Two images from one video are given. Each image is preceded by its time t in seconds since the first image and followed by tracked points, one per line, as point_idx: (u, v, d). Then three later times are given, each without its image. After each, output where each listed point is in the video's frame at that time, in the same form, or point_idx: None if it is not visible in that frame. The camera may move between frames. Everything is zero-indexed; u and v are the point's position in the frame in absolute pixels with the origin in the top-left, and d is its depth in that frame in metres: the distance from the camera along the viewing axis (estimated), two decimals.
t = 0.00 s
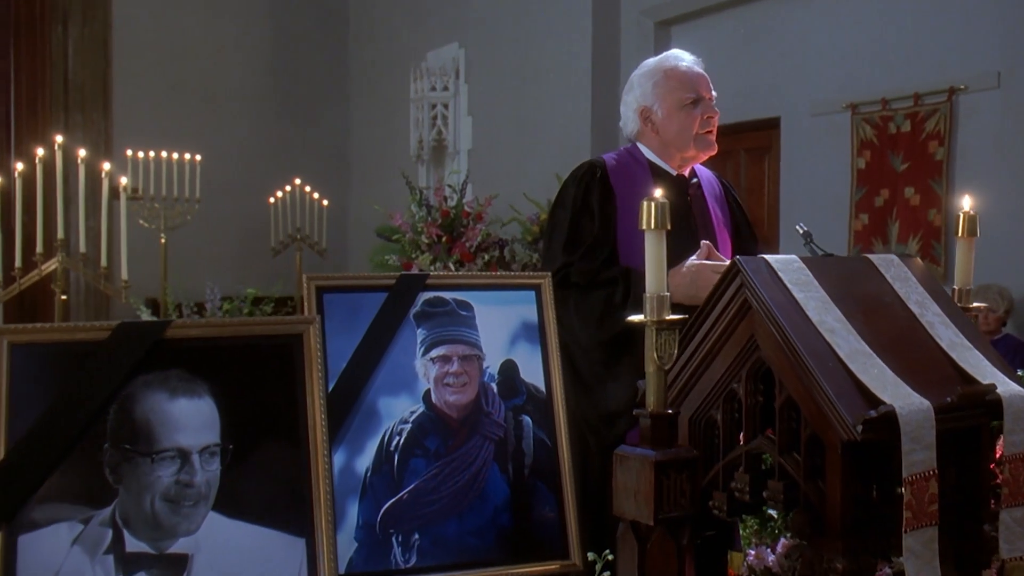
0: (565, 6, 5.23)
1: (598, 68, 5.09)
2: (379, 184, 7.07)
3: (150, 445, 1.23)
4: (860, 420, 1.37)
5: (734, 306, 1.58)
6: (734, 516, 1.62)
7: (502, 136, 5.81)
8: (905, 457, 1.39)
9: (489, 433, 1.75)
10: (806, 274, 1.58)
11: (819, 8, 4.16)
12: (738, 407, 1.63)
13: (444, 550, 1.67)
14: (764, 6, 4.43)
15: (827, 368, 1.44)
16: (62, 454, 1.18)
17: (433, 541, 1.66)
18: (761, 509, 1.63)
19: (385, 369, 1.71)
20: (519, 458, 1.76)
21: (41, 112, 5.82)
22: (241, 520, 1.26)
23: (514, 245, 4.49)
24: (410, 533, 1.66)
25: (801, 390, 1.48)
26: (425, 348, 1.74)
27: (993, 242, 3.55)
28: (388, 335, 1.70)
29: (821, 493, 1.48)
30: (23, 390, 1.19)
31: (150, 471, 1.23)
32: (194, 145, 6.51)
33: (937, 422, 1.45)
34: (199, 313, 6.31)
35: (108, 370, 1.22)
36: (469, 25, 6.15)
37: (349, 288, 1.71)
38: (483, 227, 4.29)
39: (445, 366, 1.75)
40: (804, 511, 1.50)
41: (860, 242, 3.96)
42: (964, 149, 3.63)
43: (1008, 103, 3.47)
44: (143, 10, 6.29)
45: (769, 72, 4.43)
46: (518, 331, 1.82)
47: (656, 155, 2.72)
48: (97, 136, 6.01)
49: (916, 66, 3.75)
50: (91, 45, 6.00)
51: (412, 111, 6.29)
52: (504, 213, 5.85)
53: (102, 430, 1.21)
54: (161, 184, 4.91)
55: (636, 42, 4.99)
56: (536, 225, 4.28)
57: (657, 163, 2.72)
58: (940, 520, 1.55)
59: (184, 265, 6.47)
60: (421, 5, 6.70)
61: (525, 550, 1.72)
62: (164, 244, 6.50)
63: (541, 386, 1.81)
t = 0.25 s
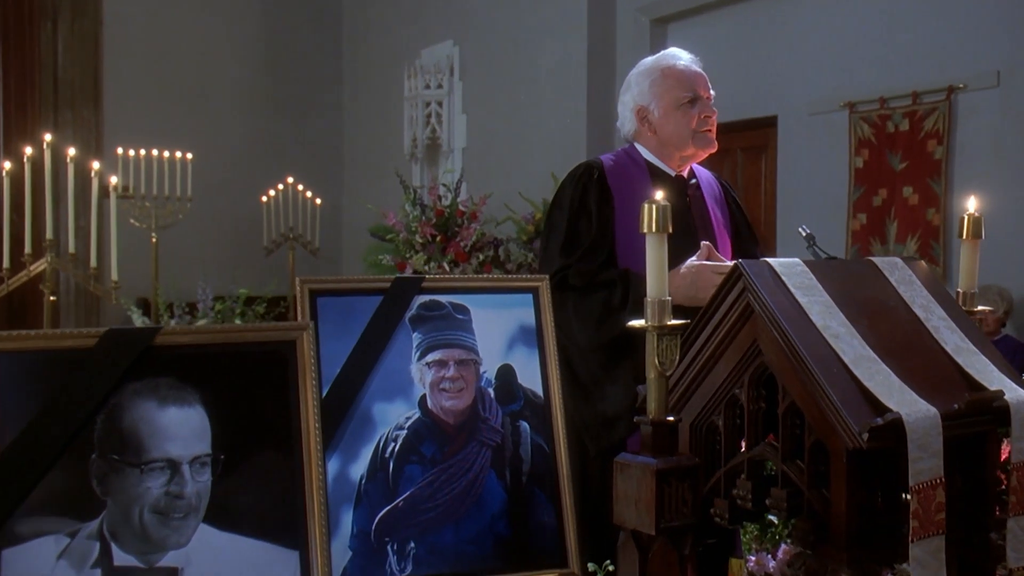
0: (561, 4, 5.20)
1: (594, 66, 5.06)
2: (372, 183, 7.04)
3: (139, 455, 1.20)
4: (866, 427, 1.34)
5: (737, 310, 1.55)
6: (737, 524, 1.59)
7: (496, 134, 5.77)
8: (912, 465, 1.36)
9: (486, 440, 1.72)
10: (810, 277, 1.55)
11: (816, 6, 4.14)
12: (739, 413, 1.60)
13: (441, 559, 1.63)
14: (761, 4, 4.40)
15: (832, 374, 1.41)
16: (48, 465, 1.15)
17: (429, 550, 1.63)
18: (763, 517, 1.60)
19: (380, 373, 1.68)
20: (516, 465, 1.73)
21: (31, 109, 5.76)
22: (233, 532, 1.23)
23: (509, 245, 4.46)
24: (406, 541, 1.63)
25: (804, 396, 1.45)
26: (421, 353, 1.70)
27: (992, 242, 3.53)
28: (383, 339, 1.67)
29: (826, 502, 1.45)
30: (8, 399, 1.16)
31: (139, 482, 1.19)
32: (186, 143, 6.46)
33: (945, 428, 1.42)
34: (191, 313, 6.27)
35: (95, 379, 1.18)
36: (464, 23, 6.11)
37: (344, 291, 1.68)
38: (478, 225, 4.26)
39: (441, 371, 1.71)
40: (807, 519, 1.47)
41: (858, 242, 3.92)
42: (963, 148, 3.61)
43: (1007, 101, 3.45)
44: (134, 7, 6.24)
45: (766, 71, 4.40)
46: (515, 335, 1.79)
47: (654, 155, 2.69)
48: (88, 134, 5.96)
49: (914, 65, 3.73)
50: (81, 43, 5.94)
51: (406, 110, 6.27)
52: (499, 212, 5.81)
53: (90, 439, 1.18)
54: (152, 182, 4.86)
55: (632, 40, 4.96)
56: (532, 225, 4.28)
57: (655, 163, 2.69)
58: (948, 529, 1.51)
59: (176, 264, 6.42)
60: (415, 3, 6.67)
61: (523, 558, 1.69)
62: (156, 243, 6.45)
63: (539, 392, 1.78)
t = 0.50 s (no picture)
0: (557, 3, 5.17)
1: (591, 65, 5.03)
2: (368, 184, 7.01)
3: (129, 469, 1.16)
4: (875, 437, 1.31)
5: (741, 317, 1.52)
6: (740, 534, 1.56)
7: (493, 133, 5.74)
8: (921, 476, 1.33)
9: (484, 448, 1.69)
10: (815, 283, 1.53)
11: (815, 5, 4.11)
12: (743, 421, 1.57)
13: (439, 570, 1.60)
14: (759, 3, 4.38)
15: (840, 382, 1.38)
16: (34, 479, 1.10)
17: (427, 562, 1.60)
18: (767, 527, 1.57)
19: (377, 380, 1.64)
20: (515, 473, 1.70)
21: (22, 109, 5.71)
22: (226, 547, 1.21)
23: (505, 246, 4.44)
24: (403, 552, 1.59)
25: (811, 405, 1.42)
26: (418, 360, 1.67)
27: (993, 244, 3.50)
28: (379, 346, 1.63)
29: (832, 512, 1.42)
30: None
31: (129, 496, 1.16)
32: (179, 143, 6.42)
33: (954, 438, 1.39)
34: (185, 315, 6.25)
35: (84, 390, 1.14)
36: (460, 21, 6.07)
37: (339, 297, 1.63)
38: (474, 227, 4.26)
39: (439, 378, 1.68)
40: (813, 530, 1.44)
41: (857, 243, 3.89)
42: (963, 149, 3.58)
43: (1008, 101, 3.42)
44: (127, 6, 6.19)
45: (764, 70, 4.38)
46: (514, 341, 1.76)
47: (654, 156, 2.67)
48: (79, 134, 5.92)
49: (914, 65, 3.70)
50: (71, 43, 5.89)
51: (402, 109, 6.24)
52: (495, 213, 5.78)
53: (78, 453, 1.14)
54: (144, 183, 4.81)
55: (629, 39, 4.93)
56: (527, 226, 4.28)
57: (655, 165, 2.68)
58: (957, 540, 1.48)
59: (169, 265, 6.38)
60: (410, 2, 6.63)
61: (522, 568, 1.67)
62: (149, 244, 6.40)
63: (538, 398, 1.75)
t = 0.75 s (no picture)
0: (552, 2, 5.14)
1: (586, 65, 5.00)
2: (361, 184, 6.98)
3: (116, 483, 1.12)
4: (882, 448, 1.28)
5: (744, 323, 1.48)
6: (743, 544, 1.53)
7: (486, 134, 5.71)
8: (930, 487, 1.30)
9: (481, 456, 1.65)
10: (820, 288, 1.49)
11: (812, 5, 4.09)
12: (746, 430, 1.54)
13: None
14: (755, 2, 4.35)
15: (845, 391, 1.35)
16: (18, 494, 1.07)
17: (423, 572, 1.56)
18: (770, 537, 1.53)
19: (372, 387, 1.60)
20: (513, 482, 1.67)
21: (11, 108, 5.66)
22: (216, 563, 1.17)
23: (499, 247, 4.41)
24: (398, 563, 1.56)
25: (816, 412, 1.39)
26: (413, 366, 1.64)
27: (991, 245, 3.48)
28: (374, 352, 1.60)
29: (838, 523, 1.39)
30: None
31: (117, 511, 1.12)
32: (170, 143, 6.38)
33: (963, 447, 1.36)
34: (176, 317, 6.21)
35: (70, 401, 1.11)
36: (453, 20, 6.04)
37: (333, 301, 1.60)
38: (468, 227, 4.19)
39: (435, 386, 1.65)
40: (819, 541, 1.41)
41: (855, 244, 3.87)
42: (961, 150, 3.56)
43: (1008, 102, 3.40)
44: (117, 4, 6.14)
45: (760, 70, 4.35)
46: (511, 347, 1.72)
47: (652, 157, 2.64)
48: (69, 133, 5.86)
49: (912, 65, 3.68)
50: (61, 41, 5.84)
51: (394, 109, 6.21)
52: (489, 214, 5.75)
53: (65, 464, 1.10)
54: (134, 183, 4.76)
55: (624, 38, 4.90)
56: (522, 226, 4.27)
57: (655, 167, 2.66)
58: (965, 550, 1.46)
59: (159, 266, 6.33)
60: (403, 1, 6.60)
61: None
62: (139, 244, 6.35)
63: (536, 406, 1.72)
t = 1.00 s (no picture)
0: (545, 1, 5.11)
1: (579, 64, 4.97)
2: (351, 185, 6.93)
3: (101, 499, 1.08)
4: (889, 458, 1.25)
5: (745, 330, 1.45)
6: (744, 555, 1.49)
7: (478, 134, 5.67)
8: (937, 499, 1.27)
9: (476, 466, 1.62)
10: (823, 294, 1.47)
11: (808, 4, 4.06)
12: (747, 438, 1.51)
13: None
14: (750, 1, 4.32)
15: (850, 400, 1.32)
16: None
17: None
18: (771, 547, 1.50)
19: (364, 395, 1.57)
20: (509, 492, 1.63)
21: None
22: None
23: (491, 248, 4.38)
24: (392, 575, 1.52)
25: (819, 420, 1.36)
26: (406, 374, 1.60)
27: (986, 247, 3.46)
28: (366, 358, 1.57)
29: (841, 534, 1.36)
30: None
31: (101, 528, 1.08)
32: (158, 143, 6.33)
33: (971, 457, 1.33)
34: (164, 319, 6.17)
35: (53, 414, 1.07)
36: (445, 19, 6.00)
37: (324, 307, 1.56)
38: (460, 229, 4.22)
39: (429, 393, 1.61)
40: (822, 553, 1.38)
41: (850, 246, 3.85)
42: (957, 150, 3.53)
43: (1004, 102, 3.37)
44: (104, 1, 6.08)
45: (755, 70, 4.32)
46: (507, 354, 1.69)
47: (649, 156, 2.63)
48: (55, 133, 5.80)
49: (908, 65, 3.65)
50: (47, 39, 5.78)
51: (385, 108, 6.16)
52: (482, 215, 5.71)
53: (47, 480, 1.06)
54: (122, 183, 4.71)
55: (618, 38, 4.87)
56: (514, 228, 4.26)
57: (653, 166, 2.64)
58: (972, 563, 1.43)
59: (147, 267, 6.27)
60: None
61: None
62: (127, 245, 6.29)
63: (531, 414, 1.68)
